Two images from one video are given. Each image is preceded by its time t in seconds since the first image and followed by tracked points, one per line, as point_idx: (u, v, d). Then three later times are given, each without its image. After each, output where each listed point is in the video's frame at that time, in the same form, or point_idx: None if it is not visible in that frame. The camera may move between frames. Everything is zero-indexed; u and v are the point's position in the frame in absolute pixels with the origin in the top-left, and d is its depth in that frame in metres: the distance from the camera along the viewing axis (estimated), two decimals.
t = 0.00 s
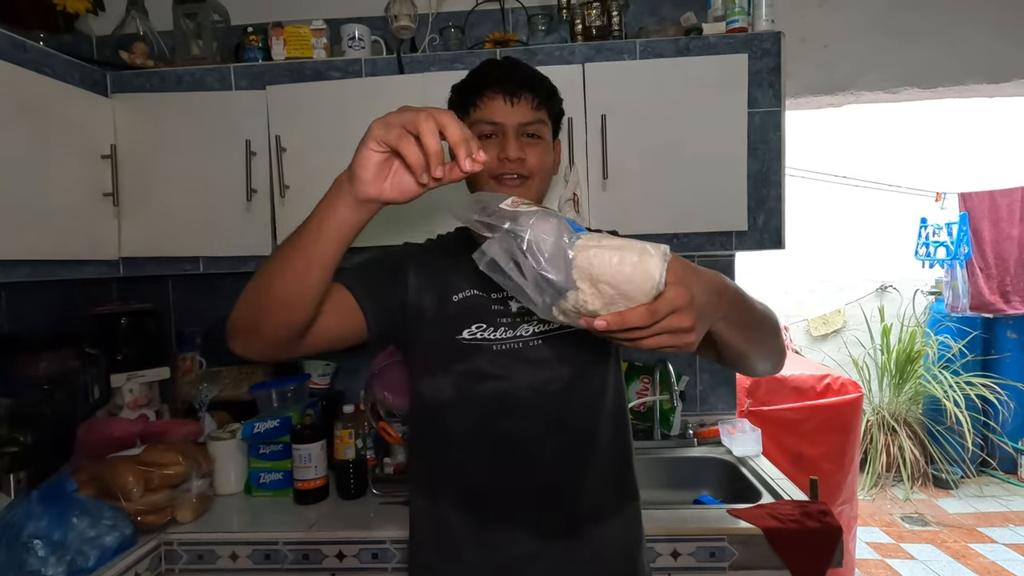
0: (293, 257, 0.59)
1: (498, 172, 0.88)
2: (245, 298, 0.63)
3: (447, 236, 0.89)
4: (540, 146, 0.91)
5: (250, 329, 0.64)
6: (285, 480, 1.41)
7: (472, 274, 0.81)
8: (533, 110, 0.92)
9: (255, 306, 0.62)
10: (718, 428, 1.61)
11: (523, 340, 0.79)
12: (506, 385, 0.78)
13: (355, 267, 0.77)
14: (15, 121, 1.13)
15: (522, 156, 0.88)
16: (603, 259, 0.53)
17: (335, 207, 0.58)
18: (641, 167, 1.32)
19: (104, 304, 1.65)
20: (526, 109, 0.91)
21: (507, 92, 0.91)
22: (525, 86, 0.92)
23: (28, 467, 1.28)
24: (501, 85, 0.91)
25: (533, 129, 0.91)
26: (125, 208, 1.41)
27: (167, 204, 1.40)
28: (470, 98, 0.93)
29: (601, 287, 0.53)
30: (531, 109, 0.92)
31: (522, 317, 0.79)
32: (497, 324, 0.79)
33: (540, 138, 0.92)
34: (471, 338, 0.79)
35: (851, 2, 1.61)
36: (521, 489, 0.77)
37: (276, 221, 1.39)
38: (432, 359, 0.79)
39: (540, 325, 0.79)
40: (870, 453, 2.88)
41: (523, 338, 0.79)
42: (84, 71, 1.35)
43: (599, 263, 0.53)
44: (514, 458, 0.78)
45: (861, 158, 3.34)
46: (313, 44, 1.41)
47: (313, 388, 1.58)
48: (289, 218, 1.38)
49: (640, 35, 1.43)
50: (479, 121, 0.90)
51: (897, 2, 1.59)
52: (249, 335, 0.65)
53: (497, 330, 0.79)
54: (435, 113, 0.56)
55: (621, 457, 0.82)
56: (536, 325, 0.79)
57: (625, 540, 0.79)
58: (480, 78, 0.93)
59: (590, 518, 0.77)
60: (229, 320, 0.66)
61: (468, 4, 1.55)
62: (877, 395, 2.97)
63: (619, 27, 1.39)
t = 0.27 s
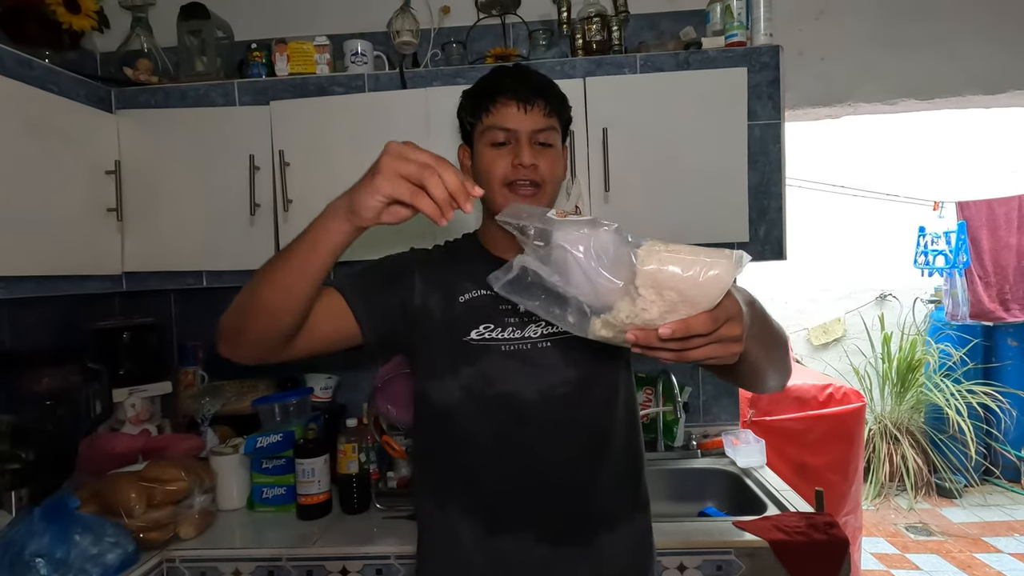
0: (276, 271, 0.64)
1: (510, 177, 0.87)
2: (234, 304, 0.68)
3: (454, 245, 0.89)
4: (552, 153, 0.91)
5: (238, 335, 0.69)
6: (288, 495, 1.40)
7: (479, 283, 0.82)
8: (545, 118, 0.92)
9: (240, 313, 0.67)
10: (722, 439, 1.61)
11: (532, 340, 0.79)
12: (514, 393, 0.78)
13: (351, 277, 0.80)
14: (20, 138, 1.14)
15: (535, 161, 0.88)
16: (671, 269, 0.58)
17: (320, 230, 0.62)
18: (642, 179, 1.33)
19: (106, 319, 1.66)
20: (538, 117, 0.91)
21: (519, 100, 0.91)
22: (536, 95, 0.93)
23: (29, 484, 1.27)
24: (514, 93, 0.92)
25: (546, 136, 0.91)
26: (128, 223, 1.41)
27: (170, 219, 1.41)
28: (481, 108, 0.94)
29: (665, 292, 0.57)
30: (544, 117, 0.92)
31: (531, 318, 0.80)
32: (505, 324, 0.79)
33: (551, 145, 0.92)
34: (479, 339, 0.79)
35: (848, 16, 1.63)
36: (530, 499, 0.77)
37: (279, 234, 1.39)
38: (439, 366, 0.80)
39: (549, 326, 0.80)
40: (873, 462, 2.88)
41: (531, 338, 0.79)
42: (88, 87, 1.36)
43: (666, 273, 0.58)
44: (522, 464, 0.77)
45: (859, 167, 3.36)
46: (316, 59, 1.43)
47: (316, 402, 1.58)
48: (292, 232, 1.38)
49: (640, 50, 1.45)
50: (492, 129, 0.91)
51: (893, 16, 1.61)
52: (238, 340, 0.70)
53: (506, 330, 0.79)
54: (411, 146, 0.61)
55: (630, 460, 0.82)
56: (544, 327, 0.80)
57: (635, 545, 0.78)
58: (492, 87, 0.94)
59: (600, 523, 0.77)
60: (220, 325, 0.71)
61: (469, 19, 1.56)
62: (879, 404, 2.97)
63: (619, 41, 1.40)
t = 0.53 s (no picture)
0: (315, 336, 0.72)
1: (517, 191, 0.89)
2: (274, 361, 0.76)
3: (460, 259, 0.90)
4: (560, 164, 0.92)
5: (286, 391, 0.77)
6: (292, 507, 1.39)
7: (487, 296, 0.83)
8: (554, 128, 0.92)
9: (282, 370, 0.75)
10: (726, 449, 1.60)
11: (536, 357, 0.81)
12: (519, 402, 0.79)
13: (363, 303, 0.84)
14: (27, 152, 1.15)
15: (543, 174, 0.89)
16: (646, 310, 0.57)
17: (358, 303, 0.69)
18: (644, 190, 1.33)
19: (111, 331, 1.66)
20: (547, 128, 0.91)
21: (528, 110, 0.91)
22: (546, 105, 0.92)
23: (35, 496, 1.26)
24: (522, 103, 0.91)
25: (554, 147, 0.91)
26: (134, 236, 1.42)
27: (175, 232, 1.42)
28: (490, 115, 0.93)
29: (641, 333, 0.56)
30: (553, 127, 0.92)
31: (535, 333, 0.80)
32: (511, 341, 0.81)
33: (558, 155, 0.92)
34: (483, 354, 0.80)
35: (847, 26, 1.64)
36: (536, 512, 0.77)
37: (284, 246, 1.40)
38: (443, 380, 0.80)
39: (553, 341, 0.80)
40: (878, 471, 2.88)
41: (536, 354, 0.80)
42: (95, 102, 1.37)
43: (642, 314, 0.56)
44: (529, 477, 0.77)
45: (859, 175, 3.37)
46: (320, 73, 1.44)
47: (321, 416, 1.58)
48: (297, 244, 1.39)
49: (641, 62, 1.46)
50: (501, 139, 0.91)
51: (891, 26, 1.63)
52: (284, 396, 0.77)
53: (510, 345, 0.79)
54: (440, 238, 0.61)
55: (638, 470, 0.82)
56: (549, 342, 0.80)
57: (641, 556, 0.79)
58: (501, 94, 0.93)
59: (608, 536, 0.77)
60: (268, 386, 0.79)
61: (471, 32, 1.58)
62: (883, 412, 2.96)
63: (620, 53, 1.42)
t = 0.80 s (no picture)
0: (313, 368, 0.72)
1: (520, 197, 0.87)
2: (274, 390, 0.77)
3: (465, 270, 0.91)
4: (562, 171, 0.90)
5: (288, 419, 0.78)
6: (294, 520, 1.38)
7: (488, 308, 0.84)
8: (556, 136, 0.91)
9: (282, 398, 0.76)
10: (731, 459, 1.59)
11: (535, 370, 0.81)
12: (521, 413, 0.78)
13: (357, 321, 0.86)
14: (30, 164, 1.15)
15: (545, 179, 0.87)
16: (628, 333, 0.56)
17: (354, 336, 0.69)
18: (646, 199, 1.33)
19: (113, 343, 1.66)
20: (549, 136, 0.91)
21: (530, 117, 0.91)
22: (549, 112, 0.92)
23: (36, 510, 1.26)
24: (526, 109, 0.91)
25: (557, 155, 0.90)
26: (137, 248, 1.42)
27: (178, 244, 1.42)
28: (493, 125, 0.93)
29: (626, 355, 0.56)
30: (555, 134, 0.91)
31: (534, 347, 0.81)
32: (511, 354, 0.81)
33: (562, 164, 0.91)
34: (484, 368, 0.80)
35: (846, 36, 1.65)
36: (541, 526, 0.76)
37: (286, 258, 1.40)
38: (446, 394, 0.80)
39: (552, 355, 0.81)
40: (884, 480, 2.85)
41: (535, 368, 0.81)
42: (99, 115, 1.38)
43: (624, 338, 0.56)
44: (533, 490, 0.76)
45: (860, 183, 3.37)
46: (323, 85, 1.45)
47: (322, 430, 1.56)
48: (300, 254, 1.39)
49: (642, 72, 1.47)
50: (503, 148, 0.90)
51: (891, 35, 1.63)
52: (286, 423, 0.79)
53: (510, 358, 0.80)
54: (463, 293, 0.59)
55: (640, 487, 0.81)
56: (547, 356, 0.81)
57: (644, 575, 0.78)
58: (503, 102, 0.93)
59: (613, 551, 0.76)
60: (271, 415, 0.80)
61: (473, 44, 1.59)
62: (888, 420, 2.95)
63: (621, 64, 1.42)
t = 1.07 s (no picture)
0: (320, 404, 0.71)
1: (518, 189, 0.86)
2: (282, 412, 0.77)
3: (465, 282, 0.91)
4: (562, 170, 0.89)
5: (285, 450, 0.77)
6: (296, 533, 1.36)
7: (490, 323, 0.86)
8: (554, 140, 0.92)
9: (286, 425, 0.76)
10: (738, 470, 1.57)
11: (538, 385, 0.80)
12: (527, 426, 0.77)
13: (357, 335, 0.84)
14: (33, 174, 1.15)
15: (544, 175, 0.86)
16: (592, 382, 0.54)
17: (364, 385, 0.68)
18: (651, 208, 1.33)
19: (113, 353, 1.65)
20: (546, 137, 0.92)
21: (529, 119, 0.92)
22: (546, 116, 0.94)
23: (33, 523, 1.23)
24: (523, 109, 0.93)
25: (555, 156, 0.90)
26: (138, 258, 1.41)
27: (180, 254, 1.41)
28: (492, 127, 0.94)
29: (591, 403, 0.54)
30: (553, 138, 0.92)
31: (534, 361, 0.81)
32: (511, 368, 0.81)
33: (559, 159, 0.91)
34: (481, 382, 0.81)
35: (850, 44, 1.65)
36: (549, 541, 0.74)
37: (289, 267, 1.39)
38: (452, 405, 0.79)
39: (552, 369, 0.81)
40: (889, 489, 2.81)
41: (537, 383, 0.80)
42: (102, 125, 1.37)
43: (589, 387, 0.54)
44: (539, 505, 0.75)
45: (863, 191, 3.37)
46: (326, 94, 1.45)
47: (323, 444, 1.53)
48: (303, 264, 1.39)
49: (646, 80, 1.47)
50: (501, 149, 0.90)
51: (895, 43, 1.63)
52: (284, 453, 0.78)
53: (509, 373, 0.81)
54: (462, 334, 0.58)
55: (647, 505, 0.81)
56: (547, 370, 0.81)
57: None
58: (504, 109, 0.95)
59: (620, 567, 0.75)
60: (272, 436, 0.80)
61: (477, 53, 1.59)
62: (893, 429, 2.92)
63: (625, 72, 1.42)
